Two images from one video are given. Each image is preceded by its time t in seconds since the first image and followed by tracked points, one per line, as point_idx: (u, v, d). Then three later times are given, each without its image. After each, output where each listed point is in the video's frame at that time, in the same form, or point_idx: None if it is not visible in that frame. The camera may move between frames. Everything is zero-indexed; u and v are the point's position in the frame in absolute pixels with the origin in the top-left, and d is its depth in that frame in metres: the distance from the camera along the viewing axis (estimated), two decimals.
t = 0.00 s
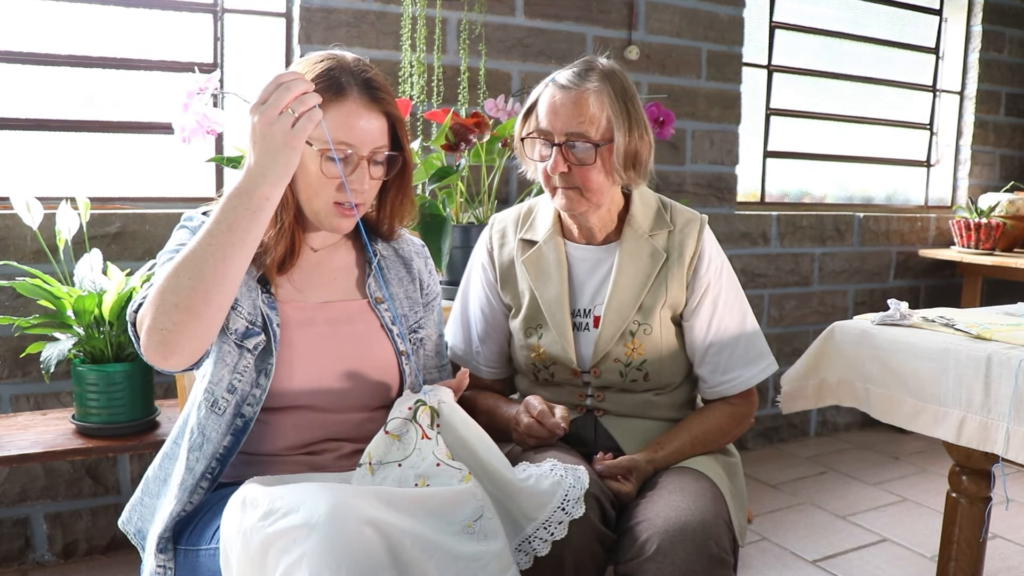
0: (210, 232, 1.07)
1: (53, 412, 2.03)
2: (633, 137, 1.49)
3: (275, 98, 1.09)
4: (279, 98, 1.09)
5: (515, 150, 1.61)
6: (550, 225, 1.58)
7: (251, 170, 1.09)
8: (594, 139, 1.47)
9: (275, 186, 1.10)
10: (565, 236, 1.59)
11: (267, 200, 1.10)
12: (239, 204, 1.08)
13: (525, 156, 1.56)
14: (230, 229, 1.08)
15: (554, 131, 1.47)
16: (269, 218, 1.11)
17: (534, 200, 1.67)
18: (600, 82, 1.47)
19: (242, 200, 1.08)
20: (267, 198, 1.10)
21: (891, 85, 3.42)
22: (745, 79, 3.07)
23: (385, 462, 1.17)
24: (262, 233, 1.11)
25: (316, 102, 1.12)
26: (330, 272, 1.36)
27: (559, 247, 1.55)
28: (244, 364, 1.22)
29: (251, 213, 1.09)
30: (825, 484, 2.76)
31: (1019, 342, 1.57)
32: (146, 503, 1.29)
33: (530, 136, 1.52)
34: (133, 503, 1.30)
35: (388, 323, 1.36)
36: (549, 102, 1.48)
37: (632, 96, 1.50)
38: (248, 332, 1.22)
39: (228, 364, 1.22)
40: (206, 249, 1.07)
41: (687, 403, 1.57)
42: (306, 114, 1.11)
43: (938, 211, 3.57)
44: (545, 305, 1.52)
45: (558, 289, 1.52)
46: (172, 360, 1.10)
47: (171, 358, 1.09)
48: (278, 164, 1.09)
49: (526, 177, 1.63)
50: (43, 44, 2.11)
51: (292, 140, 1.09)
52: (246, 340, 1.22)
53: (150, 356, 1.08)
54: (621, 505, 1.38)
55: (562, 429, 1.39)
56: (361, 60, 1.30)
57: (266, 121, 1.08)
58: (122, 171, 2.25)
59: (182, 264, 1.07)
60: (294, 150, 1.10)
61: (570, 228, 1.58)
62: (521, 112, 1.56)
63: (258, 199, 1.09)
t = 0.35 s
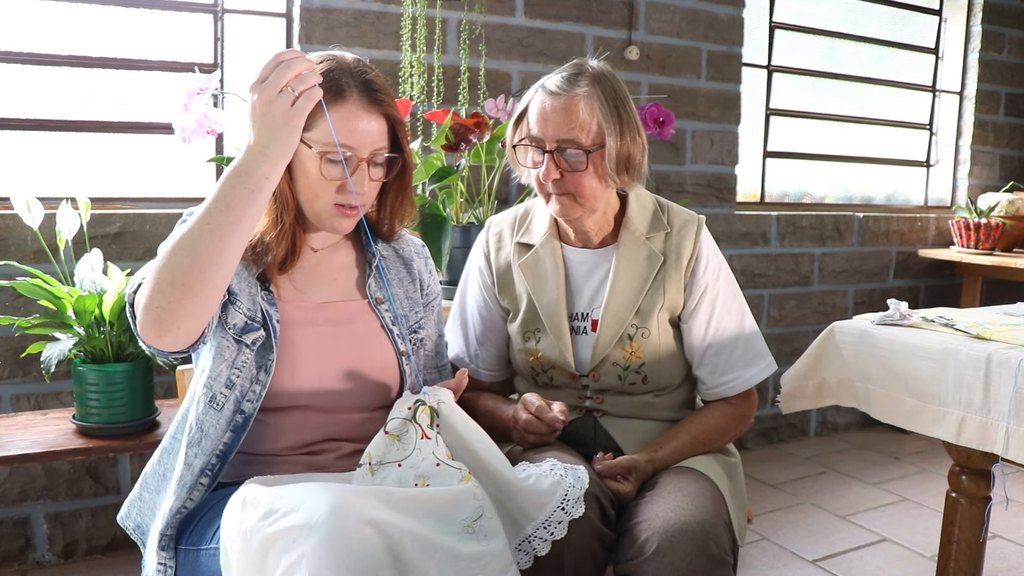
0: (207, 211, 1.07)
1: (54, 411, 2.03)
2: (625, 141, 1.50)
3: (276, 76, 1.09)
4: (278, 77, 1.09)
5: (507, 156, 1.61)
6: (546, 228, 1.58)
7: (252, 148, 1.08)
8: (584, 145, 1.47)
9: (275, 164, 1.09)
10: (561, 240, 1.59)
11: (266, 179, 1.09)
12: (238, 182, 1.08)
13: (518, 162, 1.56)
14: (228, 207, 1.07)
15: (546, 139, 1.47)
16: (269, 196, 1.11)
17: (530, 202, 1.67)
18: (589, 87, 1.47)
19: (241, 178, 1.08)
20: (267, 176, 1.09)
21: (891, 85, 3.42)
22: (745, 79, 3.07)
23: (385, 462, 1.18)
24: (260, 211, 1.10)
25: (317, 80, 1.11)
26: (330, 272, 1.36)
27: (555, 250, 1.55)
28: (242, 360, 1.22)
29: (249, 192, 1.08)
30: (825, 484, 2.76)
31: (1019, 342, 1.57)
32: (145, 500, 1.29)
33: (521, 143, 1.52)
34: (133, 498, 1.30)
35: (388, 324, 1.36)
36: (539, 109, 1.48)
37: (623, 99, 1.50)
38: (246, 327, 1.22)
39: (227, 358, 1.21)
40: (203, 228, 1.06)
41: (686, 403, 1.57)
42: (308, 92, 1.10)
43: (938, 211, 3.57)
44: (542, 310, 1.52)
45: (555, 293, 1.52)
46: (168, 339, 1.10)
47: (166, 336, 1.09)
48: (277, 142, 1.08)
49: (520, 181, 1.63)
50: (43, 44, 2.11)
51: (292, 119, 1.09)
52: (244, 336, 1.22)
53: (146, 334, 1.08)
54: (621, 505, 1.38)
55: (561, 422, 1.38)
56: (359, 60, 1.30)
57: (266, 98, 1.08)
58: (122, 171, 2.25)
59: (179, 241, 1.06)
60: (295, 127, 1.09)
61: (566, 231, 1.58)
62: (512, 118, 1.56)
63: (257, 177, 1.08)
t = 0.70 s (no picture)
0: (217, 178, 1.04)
1: (54, 411, 2.03)
2: (624, 141, 1.49)
3: (291, 45, 1.06)
4: (294, 46, 1.06)
5: (506, 157, 1.61)
6: (545, 229, 1.58)
7: (266, 116, 1.06)
8: (583, 146, 1.47)
9: (287, 135, 1.07)
10: (561, 241, 1.59)
11: (277, 150, 1.06)
12: (249, 150, 1.05)
13: (516, 164, 1.56)
14: (237, 176, 1.05)
15: (544, 140, 1.47)
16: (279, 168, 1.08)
17: (529, 203, 1.67)
18: (588, 88, 1.47)
19: (253, 148, 1.05)
20: (278, 146, 1.06)
21: (891, 85, 3.42)
22: (745, 79, 3.07)
23: (385, 462, 1.18)
24: (270, 183, 1.07)
25: (333, 52, 1.09)
26: (330, 273, 1.36)
27: (554, 251, 1.55)
28: (241, 351, 1.22)
29: (259, 163, 1.05)
30: (825, 484, 2.76)
31: (1019, 342, 1.57)
32: (146, 495, 1.27)
33: (520, 144, 1.52)
34: (132, 492, 1.29)
35: (388, 324, 1.35)
36: (538, 110, 1.48)
37: (622, 99, 1.50)
38: (246, 319, 1.22)
39: (226, 350, 1.21)
40: (211, 195, 1.04)
41: (686, 404, 1.57)
42: (323, 64, 1.07)
43: (938, 211, 3.57)
44: (541, 311, 1.52)
45: (554, 295, 1.51)
46: (170, 306, 1.08)
47: (168, 303, 1.07)
48: (290, 112, 1.06)
49: (519, 182, 1.63)
50: (42, 44, 2.11)
51: (307, 90, 1.06)
52: (244, 328, 1.22)
53: (149, 298, 1.06)
54: (621, 505, 1.38)
55: (561, 427, 1.40)
56: (356, 59, 1.30)
57: (279, 67, 1.05)
58: (121, 171, 2.25)
59: (187, 207, 1.04)
60: (310, 97, 1.07)
61: (565, 232, 1.58)
62: (511, 119, 1.56)
63: (269, 147, 1.06)
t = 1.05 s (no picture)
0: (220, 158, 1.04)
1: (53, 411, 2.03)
2: (626, 142, 1.49)
3: (296, 25, 1.04)
4: (300, 26, 1.04)
5: (508, 157, 1.61)
6: (547, 229, 1.57)
7: (270, 97, 1.04)
8: (585, 147, 1.47)
9: (292, 116, 1.05)
10: (562, 241, 1.59)
11: (281, 131, 1.05)
12: (252, 131, 1.04)
13: (518, 163, 1.56)
14: (240, 157, 1.04)
15: (546, 140, 1.47)
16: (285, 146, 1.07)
17: (530, 202, 1.67)
18: (590, 88, 1.47)
19: (257, 127, 1.04)
20: (282, 128, 1.05)
21: (891, 85, 3.42)
22: (745, 79, 3.07)
23: (385, 463, 1.18)
24: (274, 164, 1.06)
25: (338, 33, 1.05)
26: (331, 273, 1.36)
27: (555, 251, 1.55)
28: (242, 346, 1.21)
29: (261, 143, 1.04)
30: (825, 484, 2.76)
31: (1019, 342, 1.57)
32: (147, 491, 1.27)
33: (521, 144, 1.52)
34: (131, 487, 1.28)
35: (389, 324, 1.36)
36: (540, 110, 1.48)
37: (623, 100, 1.49)
38: (248, 313, 1.22)
39: (227, 345, 1.21)
40: (214, 177, 1.03)
41: (687, 404, 1.57)
42: (328, 44, 1.05)
43: (938, 211, 3.57)
44: (542, 310, 1.52)
45: (555, 294, 1.51)
46: (171, 287, 1.07)
47: (169, 284, 1.07)
48: (295, 94, 1.05)
49: (520, 182, 1.63)
50: (42, 44, 2.11)
51: (311, 71, 1.05)
52: (246, 322, 1.21)
53: (150, 279, 1.06)
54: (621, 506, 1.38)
55: (560, 427, 1.40)
56: (356, 60, 1.30)
57: (283, 47, 1.03)
58: (121, 171, 2.25)
59: (189, 189, 1.03)
60: (315, 77, 1.05)
61: (566, 233, 1.58)
62: (512, 119, 1.56)
63: (272, 129, 1.04)
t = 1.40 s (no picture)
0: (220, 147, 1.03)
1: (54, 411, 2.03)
2: (627, 142, 1.49)
3: (293, 11, 1.03)
4: (297, 12, 1.03)
5: (509, 157, 1.61)
6: (548, 229, 1.57)
7: (269, 84, 1.04)
8: (586, 146, 1.47)
9: (291, 102, 1.05)
10: (563, 240, 1.59)
11: (280, 118, 1.05)
12: (252, 119, 1.04)
13: (519, 164, 1.56)
14: (240, 145, 1.03)
15: (548, 140, 1.47)
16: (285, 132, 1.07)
17: (532, 202, 1.67)
18: (592, 88, 1.47)
19: (256, 114, 1.04)
20: (281, 115, 1.05)
21: (891, 85, 3.42)
22: (745, 79, 3.07)
23: (385, 462, 1.18)
24: (274, 152, 1.06)
25: (336, 18, 1.05)
26: (331, 273, 1.36)
27: (556, 251, 1.55)
28: (242, 344, 1.22)
29: (261, 131, 1.04)
30: (825, 484, 2.76)
31: (1019, 342, 1.57)
32: (147, 487, 1.27)
33: (523, 144, 1.52)
34: (130, 485, 1.28)
35: (391, 324, 1.36)
36: (542, 110, 1.48)
37: (625, 101, 1.50)
38: (248, 311, 1.22)
39: (227, 342, 1.21)
40: (214, 166, 1.03)
41: (687, 404, 1.57)
42: (325, 29, 1.04)
43: (938, 211, 3.57)
44: (543, 309, 1.52)
45: (556, 293, 1.51)
46: (172, 277, 1.07)
47: (171, 274, 1.07)
48: (294, 81, 1.05)
49: (521, 182, 1.63)
50: (43, 44, 2.11)
51: (308, 57, 1.04)
52: (246, 320, 1.22)
53: (151, 270, 1.06)
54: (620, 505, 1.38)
55: (561, 429, 1.40)
56: (353, 60, 1.29)
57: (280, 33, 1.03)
58: (121, 171, 2.25)
59: (189, 178, 1.03)
60: (314, 63, 1.05)
61: (567, 232, 1.58)
62: (513, 119, 1.56)
63: (271, 116, 1.04)
